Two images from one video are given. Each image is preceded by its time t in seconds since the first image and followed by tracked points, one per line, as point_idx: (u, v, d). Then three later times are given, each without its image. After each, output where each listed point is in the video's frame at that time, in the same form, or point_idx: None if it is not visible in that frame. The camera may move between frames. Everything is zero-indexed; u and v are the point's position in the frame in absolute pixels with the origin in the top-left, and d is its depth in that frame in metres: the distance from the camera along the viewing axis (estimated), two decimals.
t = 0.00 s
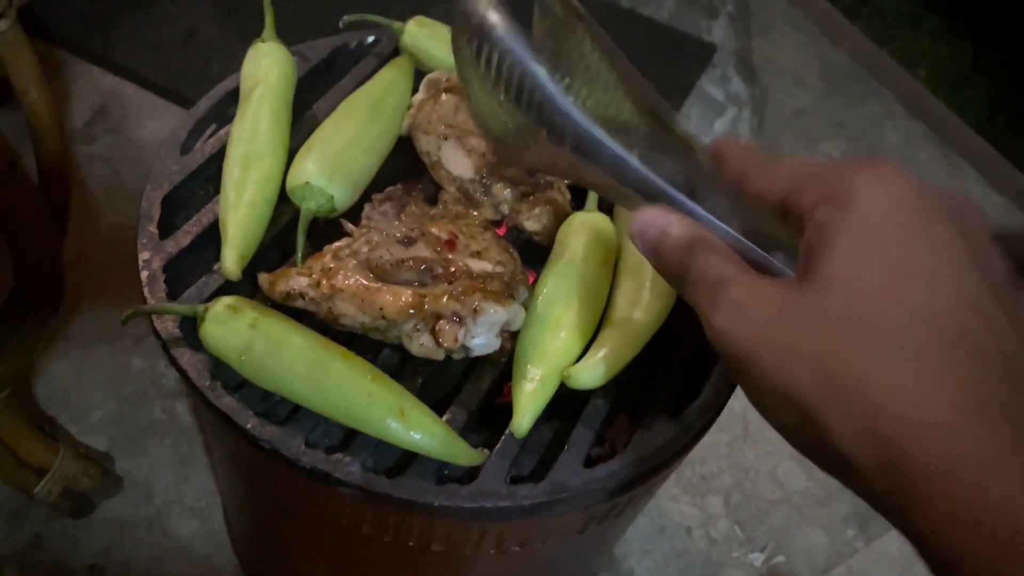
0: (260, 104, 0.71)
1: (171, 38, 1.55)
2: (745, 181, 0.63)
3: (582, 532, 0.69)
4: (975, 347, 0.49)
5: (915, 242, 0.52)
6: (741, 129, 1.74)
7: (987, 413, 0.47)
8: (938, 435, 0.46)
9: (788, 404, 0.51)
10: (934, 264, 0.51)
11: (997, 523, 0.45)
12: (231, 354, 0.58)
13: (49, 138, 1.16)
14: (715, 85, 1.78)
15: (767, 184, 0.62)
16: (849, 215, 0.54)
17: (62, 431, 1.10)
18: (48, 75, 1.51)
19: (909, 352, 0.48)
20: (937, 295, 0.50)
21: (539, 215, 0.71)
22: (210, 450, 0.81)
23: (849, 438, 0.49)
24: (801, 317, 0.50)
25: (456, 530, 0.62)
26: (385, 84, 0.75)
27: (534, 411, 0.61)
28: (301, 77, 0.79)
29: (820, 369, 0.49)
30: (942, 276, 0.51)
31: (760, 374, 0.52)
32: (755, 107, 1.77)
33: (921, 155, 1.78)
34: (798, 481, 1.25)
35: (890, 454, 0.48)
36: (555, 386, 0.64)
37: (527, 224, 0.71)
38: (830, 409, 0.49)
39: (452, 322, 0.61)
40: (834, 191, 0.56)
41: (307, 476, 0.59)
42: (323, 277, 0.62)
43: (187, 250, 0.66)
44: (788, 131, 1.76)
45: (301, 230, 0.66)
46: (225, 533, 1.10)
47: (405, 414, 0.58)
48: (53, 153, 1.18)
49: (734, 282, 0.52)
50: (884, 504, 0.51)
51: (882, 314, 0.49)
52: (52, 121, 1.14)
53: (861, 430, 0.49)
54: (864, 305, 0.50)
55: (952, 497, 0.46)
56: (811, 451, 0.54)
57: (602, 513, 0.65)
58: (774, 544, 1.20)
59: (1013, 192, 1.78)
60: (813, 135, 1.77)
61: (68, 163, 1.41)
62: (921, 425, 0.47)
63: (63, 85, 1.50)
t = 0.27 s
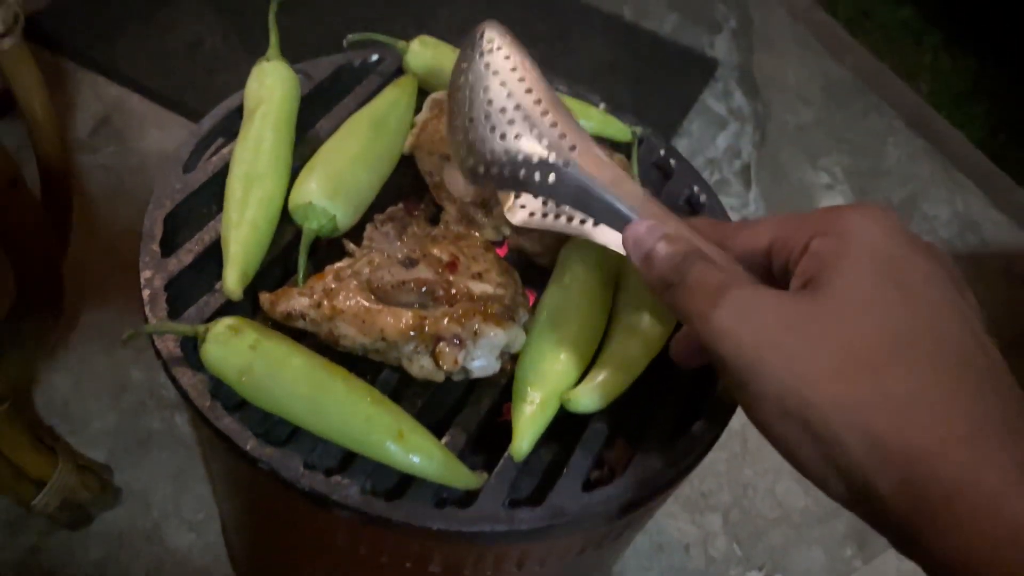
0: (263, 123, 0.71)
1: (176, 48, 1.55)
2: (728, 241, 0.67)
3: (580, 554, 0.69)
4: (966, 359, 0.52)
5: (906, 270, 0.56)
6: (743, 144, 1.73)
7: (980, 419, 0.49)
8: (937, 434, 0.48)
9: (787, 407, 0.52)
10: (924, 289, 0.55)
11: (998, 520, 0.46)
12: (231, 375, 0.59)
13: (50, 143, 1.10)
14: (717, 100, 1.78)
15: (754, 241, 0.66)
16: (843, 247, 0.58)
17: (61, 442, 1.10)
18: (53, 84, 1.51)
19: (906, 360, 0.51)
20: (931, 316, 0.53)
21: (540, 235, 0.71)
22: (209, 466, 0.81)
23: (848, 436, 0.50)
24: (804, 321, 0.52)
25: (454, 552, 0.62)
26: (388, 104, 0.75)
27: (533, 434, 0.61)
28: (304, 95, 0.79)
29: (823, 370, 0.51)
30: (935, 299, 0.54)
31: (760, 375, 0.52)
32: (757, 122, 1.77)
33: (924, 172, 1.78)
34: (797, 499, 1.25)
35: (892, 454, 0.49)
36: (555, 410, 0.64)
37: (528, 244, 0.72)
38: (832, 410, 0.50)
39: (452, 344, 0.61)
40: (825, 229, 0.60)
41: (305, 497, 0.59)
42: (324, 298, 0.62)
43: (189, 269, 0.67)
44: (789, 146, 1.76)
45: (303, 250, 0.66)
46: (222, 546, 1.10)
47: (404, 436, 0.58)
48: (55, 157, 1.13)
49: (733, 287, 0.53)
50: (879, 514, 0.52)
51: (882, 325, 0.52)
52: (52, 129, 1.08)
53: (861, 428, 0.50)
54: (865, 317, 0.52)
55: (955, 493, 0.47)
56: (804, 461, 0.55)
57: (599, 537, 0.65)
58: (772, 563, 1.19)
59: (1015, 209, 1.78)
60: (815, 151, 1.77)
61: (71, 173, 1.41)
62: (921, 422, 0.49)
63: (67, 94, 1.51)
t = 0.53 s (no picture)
0: (270, 137, 0.71)
1: (182, 59, 1.56)
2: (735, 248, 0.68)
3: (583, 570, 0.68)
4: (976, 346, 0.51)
5: (917, 261, 0.56)
6: (746, 158, 1.74)
7: (991, 402, 0.48)
8: (950, 415, 0.48)
9: (803, 395, 0.52)
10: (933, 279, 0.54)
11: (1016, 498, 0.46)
12: (237, 388, 0.59)
13: (59, 155, 1.10)
14: (721, 113, 1.79)
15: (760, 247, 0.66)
16: (849, 240, 0.58)
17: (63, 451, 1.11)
18: (59, 93, 1.52)
19: (916, 346, 0.50)
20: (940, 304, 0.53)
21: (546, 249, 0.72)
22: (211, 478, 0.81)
23: (862, 421, 0.50)
24: (812, 310, 0.52)
25: (456, 568, 0.62)
26: (394, 117, 0.75)
27: (537, 449, 0.61)
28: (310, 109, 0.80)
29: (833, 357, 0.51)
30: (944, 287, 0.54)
31: (771, 363, 0.52)
32: (760, 135, 1.78)
33: (926, 187, 1.78)
34: (798, 515, 1.25)
35: (905, 437, 0.49)
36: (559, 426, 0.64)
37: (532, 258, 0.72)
38: (845, 396, 0.50)
39: (456, 359, 0.61)
40: (829, 224, 0.60)
41: (309, 512, 0.59)
42: (329, 312, 0.62)
43: (195, 282, 0.67)
44: (792, 160, 1.77)
45: (308, 263, 0.66)
46: (222, 558, 1.10)
47: (407, 452, 0.58)
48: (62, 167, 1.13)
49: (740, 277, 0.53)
50: (896, 500, 0.51)
51: (890, 314, 0.52)
52: (61, 141, 1.08)
53: (873, 412, 0.49)
54: (872, 306, 0.52)
55: (972, 474, 0.47)
56: (821, 450, 0.54)
57: (602, 553, 0.65)
58: None
59: (1018, 225, 1.78)
60: (818, 165, 1.77)
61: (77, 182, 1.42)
62: (933, 405, 0.48)
63: (73, 104, 1.51)
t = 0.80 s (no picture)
0: (275, 151, 0.72)
1: (187, 69, 1.57)
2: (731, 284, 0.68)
3: None
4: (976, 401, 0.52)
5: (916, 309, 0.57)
6: (747, 170, 1.74)
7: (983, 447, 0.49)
8: (939, 452, 0.48)
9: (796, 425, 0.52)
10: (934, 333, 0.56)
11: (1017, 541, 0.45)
12: (240, 402, 0.59)
13: (66, 170, 1.11)
14: (722, 126, 1.80)
15: (759, 281, 0.66)
16: (854, 292, 0.59)
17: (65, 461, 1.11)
18: (64, 103, 1.53)
19: (917, 391, 0.51)
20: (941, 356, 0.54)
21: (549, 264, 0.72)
22: (213, 487, 0.82)
23: (862, 461, 0.50)
24: (817, 352, 0.53)
25: None
26: (398, 133, 0.76)
27: (538, 464, 0.61)
28: (315, 122, 0.80)
29: (827, 390, 0.51)
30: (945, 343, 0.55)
31: (773, 401, 0.52)
32: (762, 148, 1.79)
33: (927, 201, 1.78)
34: (798, 528, 1.25)
35: (907, 478, 0.49)
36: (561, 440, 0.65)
37: (536, 273, 0.72)
38: (847, 439, 0.50)
39: (459, 373, 0.61)
40: (834, 271, 0.61)
41: (311, 524, 0.59)
42: (332, 325, 0.63)
43: (200, 294, 0.67)
44: (793, 172, 1.77)
45: (313, 276, 0.67)
46: (222, 569, 1.10)
47: (409, 465, 0.59)
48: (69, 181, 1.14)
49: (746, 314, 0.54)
50: (882, 539, 0.51)
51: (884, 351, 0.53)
52: (68, 156, 1.09)
53: (873, 452, 0.50)
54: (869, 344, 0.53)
55: (973, 513, 0.47)
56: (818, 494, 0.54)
57: (603, 567, 0.65)
58: None
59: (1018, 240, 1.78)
60: (820, 178, 1.77)
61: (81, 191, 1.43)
62: (925, 441, 0.49)
63: (79, 114, 1.52)
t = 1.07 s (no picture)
0: (278, 162, 0.72)
1: (190, 78, 1.58)
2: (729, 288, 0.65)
3: None
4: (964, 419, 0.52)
5: (910, 340, 0.54)
6: (749, 181, 1.75)
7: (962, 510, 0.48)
8: (910, 522, 0.48)
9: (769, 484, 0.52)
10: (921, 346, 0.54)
11: None
12: (241, 414, 0.59)
13: (68, 176, 1.10)
14: (723, 137, 1.80)
15: (750, 288, 0.65)
16: (839, 308, 0.57)
17: (65, 471, 1.11)
18: (67, 111, 1.53)
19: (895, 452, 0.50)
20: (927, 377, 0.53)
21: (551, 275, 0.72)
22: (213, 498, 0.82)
23: (857, 515, 0.50)
24: (790, 405, 0.51)
25: None
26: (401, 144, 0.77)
27: (541, 478, 0.61)
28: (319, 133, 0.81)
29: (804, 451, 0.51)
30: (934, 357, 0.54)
31: (761, 465, 0.52)
32: (763, 159, 1.79)
33: (928, 213, 1.78)
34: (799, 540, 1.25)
35: (877, 543, 0.49)
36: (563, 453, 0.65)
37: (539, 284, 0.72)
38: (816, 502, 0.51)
39: (461, 385, 0.61)
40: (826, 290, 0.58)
41: (312, 537, 0.59)
42: (334, 337, 0.63)
43: (202, 304, 0.67)
44: (794, 183, 1.77)
45: (315, 287, 0.67)
46: None
47: (411, 478, 0.59)
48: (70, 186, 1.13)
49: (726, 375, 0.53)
50: None
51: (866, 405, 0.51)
52: (69, 159, 1.08)
53: (845, 512, 0.50)
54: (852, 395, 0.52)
55: None
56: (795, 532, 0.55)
57: None
58: None
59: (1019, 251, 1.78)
60: (821, 189, 1.77)
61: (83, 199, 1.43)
62: (896, 511, 0.49)
63: (81, 121, 1.53)
